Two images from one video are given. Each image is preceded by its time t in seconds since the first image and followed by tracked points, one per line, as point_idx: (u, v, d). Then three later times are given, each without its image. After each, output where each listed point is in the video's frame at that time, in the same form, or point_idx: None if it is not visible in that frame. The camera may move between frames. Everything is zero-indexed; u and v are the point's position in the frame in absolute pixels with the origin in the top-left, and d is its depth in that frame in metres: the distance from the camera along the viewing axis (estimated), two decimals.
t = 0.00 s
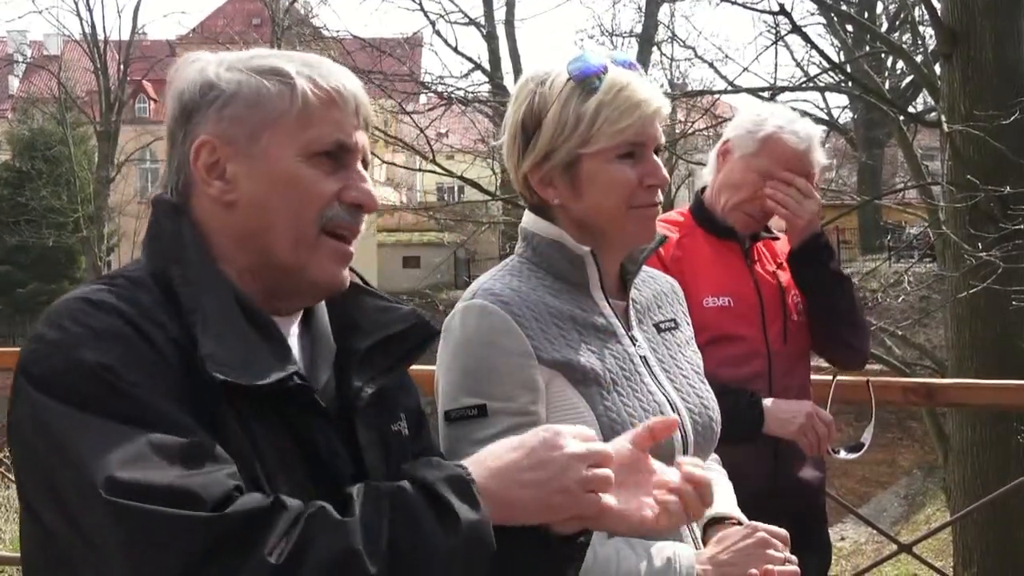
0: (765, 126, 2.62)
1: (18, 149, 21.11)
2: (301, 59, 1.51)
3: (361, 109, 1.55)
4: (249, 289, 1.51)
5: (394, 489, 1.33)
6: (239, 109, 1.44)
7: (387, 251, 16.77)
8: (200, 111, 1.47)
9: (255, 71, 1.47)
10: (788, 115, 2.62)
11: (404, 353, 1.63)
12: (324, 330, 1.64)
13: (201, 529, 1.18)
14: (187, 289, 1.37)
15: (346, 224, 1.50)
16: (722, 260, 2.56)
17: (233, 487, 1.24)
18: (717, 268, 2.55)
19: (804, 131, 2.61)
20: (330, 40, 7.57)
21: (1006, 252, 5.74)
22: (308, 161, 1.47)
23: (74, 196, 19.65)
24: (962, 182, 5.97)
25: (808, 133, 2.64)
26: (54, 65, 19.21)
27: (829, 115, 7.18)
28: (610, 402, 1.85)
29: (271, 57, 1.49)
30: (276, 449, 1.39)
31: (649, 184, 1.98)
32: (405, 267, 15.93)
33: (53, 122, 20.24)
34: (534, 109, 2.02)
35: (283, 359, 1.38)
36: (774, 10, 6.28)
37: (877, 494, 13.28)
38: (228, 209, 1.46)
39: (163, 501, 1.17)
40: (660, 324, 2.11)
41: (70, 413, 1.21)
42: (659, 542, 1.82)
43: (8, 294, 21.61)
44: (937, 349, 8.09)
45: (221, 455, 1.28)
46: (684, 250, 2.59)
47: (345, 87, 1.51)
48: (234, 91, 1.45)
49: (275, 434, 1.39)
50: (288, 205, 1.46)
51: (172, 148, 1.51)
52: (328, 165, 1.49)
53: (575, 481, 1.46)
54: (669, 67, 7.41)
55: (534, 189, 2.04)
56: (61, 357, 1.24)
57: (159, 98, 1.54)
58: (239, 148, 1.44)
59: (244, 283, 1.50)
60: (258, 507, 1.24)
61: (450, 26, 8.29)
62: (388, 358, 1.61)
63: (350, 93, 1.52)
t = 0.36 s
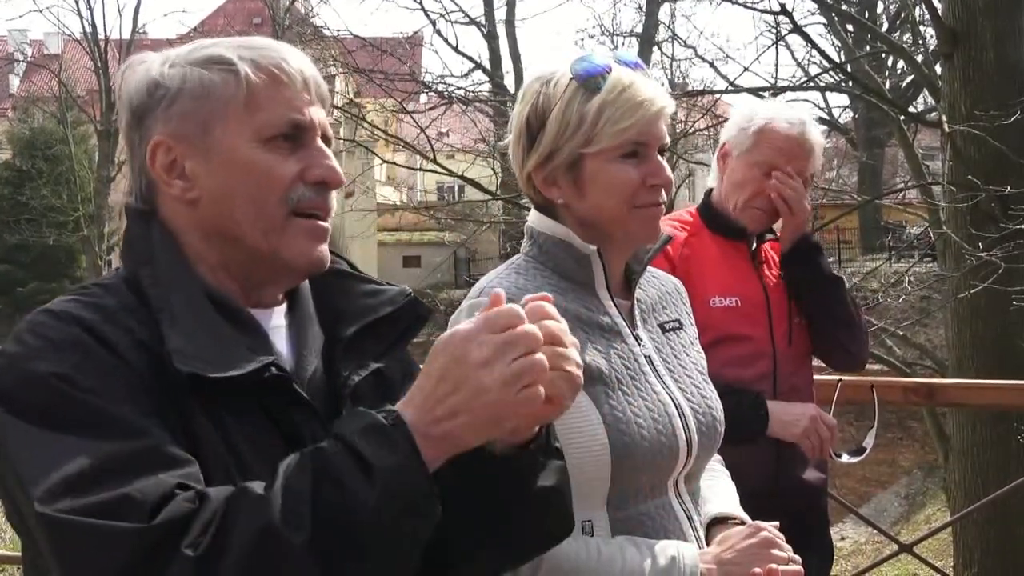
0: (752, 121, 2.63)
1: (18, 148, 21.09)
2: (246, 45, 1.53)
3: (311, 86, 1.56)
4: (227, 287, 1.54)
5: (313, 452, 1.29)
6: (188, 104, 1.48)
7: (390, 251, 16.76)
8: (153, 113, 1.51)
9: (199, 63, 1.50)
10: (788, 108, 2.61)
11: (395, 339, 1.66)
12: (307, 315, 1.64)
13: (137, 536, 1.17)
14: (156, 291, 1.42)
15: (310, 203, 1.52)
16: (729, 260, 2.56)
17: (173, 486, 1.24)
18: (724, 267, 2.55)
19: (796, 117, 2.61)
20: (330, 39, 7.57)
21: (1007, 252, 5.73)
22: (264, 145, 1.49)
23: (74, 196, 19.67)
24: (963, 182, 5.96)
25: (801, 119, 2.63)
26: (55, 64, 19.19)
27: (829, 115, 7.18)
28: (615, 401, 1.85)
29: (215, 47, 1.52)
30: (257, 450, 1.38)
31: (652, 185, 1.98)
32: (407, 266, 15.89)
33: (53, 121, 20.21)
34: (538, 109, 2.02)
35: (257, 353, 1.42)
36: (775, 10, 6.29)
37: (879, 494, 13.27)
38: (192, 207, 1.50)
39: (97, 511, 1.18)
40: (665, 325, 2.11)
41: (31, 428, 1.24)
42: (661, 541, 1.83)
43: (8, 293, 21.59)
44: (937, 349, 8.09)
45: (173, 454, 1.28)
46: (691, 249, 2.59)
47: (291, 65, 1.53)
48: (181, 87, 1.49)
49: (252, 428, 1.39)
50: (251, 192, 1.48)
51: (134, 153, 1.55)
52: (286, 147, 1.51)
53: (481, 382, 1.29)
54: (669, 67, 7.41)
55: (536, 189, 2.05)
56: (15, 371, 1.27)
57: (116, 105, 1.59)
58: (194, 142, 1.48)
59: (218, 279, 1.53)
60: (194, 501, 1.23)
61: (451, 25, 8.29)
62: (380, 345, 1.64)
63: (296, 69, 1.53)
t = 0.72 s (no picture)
0: (733, 118, 2.68)
1: (18, 147, 21.10)
2: (374, 77, 1.42)
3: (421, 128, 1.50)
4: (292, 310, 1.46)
5: (383, 528, 1.30)
6: (330, 145, 1.36)
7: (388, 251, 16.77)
8: (282, 139, 1.35)
9: (336, 95, 1.37)
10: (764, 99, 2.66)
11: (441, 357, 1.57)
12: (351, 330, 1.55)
13: None
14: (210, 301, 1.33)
15: (404, 248, 1.49)
16: (733, 260, 2.57)
17: (233, 528, 1.20)
18: (729, 269, 2.55)
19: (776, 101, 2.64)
20: (332, 39, 7.56)
21: (1007, 255, 5.76)
22: (390, 196, 1.43)
23: (74, 195, 19.71)
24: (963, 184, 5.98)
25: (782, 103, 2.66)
26: (55, 64, 19.20)
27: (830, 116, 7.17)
28: (614, 401, 1.87)
29: (348, 78, 1.40)
30: (294, 464, 1.34)
31: (656, 189, 1.99)
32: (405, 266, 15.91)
33: (53, 120, 20.22)
34: (544, 112, 2.04)
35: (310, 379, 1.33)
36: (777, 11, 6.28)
37: (878, 495, 13.30)
38: (304, 246, 1.40)
39: (159, 551, 1.15)
40: (667, 325, 2.12)
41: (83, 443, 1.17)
42: (661, 540, 1.84)
43: (8, 292, 21.60)
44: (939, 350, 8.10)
45: (229, 483, 1.23)
46: (694, 249, 2.59)
47: (416, 111, 1.46)
48: (324, 124, 1.35)
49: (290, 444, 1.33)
50: (370, 241, 1.42)
51: (231, 167, 1.37)
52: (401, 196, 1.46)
53: (561, 496, 1.33)
54: (670, 68, 7.41)
55: (541, 190, 2.06)
56: (69, 379, 1.19)
57: (201, 95, 1.38)
58: (327, 185, 1.37)
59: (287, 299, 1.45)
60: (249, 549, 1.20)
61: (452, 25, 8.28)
62: (416, 371, 1.54)
63: (420, 116, 1.47)
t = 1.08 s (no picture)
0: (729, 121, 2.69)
1: (19, 147, 21.11)
2: (427, 107, 1.47)
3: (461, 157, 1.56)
4: (321, 322, 1.50)
5: (424, 568, 1.32)
6: (387, 173, 1.40)
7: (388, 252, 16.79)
8: (343, 164, 1.39)
9: (395, 124, 1.42)
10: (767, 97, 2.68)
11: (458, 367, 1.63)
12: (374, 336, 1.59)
13: None
14: (247, 317, 1.36)
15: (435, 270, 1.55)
16: (731, 263, 2.58)
17: (272, 551, 1.22)
18: (730, 272, 2.56)
19: (771, 104, 2.67)
20: (333, 39, 7.56)
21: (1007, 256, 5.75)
22: (434, 223, 1.48)
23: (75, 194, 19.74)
24: (962, 184, 6.00)
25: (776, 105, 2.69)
26: (55, 64, 19.20)
27: (831, 117, 7.18)
28: (617, 402, 1.87)
29: (403, 106, 1.44)
30: (318, 470, 1.37)
31: (655, 194, 2.00)
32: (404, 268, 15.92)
33: (54, 119, 20.22)
34: (546, 114, 2.05)
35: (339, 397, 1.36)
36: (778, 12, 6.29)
37: (878, 496, 13.31)
38: (350, 266, 1.44)
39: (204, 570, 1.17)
40: (668, 326, 2.13)
41: (131, 461, 1.19)
42: (661, 540, 1.84)
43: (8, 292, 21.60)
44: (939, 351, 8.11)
45: (264, 501, 1.25)
46: (695, 250, 2.59)
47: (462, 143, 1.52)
48: (383, 154, 1.40)
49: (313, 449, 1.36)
50: (412, 266, 1.47)
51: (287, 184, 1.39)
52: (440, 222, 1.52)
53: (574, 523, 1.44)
54: (671, 68, 7.41)
55: (543, 192, 2.06)
56: (112, 392, 1.21)
57: (260, 110, 1.40)
58: (379, 211, 1.41)
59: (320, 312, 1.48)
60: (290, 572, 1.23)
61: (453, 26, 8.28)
62: (433, 382, 1.60)
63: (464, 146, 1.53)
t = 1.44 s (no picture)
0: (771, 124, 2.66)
1: (19, 148, 21.12)
2: (390, 96, 1.49)
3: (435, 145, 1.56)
4: (298, 318, 1.52)
5: None
6: (346, 161, 1.42)
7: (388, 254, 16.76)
8: (302, 154, 1.42)
9: (355, 113, 1.44)
10: (815, 115, 2.66)
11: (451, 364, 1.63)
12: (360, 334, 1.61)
13: None
14: (215, 315, 1.40)
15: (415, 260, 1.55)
16: (733, 264, 2.58)
17: (223, 547, 1.26)
18: (731, 273, 2.56)
19: (810, 117, 2.65)
20: (333, 40, 7.56)
21: (1007, 256, 5.72)
22: (404, 210, 1.49)
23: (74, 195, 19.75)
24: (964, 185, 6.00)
25: (814, 119, 2.67)
26: (55, 64, 19.17)
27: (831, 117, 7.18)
28: (618, 403, 1.87)
29: (367, 96, 1.46)
30: (296, 467, 1.40)
31: (656, 189, 2.00)
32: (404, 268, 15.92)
33: (54, 120, 20.19)
34: (543, 116, 2.05)
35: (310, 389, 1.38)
36: (778, 13, 6.29)
37: (878, 497, 13.31)
38: (320, 258, 1.45)
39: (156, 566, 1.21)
40: (669, 328, 2.12)
41: (96, 461, 1.24)
42: (663, 540, 1.84)
43: (8, 292, 21.58)
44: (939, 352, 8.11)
45: (226, 498, 1.30)
46: (698, 250, 2.59)
47: (431, 131, 1.53)
48: (341, 142, 1.42)
49: (287, 446, 1.40)
50: (383, 257, 1.48)
51: (251, 181, 1.43)
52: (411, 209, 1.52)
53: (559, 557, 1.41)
54: (671, 69, 7.41)
55: (543, 192, 2.07)
56: (80, 393, 1.25)
57: (225, 108, 1.45)
58: (344, 200, 1.43)
59: (297, 308, 1.51)
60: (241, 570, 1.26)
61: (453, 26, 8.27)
62: (422, 379, 1.61)
63: (434, 134, 1.54)
